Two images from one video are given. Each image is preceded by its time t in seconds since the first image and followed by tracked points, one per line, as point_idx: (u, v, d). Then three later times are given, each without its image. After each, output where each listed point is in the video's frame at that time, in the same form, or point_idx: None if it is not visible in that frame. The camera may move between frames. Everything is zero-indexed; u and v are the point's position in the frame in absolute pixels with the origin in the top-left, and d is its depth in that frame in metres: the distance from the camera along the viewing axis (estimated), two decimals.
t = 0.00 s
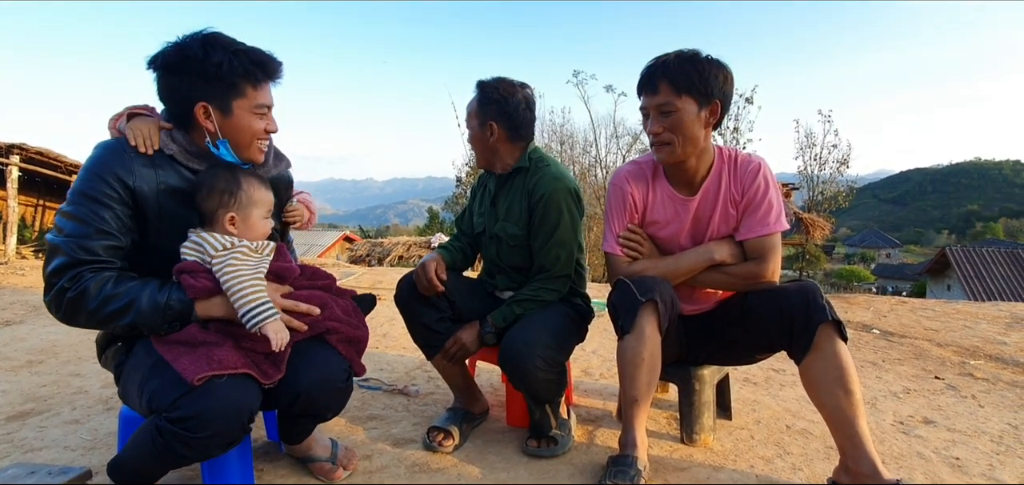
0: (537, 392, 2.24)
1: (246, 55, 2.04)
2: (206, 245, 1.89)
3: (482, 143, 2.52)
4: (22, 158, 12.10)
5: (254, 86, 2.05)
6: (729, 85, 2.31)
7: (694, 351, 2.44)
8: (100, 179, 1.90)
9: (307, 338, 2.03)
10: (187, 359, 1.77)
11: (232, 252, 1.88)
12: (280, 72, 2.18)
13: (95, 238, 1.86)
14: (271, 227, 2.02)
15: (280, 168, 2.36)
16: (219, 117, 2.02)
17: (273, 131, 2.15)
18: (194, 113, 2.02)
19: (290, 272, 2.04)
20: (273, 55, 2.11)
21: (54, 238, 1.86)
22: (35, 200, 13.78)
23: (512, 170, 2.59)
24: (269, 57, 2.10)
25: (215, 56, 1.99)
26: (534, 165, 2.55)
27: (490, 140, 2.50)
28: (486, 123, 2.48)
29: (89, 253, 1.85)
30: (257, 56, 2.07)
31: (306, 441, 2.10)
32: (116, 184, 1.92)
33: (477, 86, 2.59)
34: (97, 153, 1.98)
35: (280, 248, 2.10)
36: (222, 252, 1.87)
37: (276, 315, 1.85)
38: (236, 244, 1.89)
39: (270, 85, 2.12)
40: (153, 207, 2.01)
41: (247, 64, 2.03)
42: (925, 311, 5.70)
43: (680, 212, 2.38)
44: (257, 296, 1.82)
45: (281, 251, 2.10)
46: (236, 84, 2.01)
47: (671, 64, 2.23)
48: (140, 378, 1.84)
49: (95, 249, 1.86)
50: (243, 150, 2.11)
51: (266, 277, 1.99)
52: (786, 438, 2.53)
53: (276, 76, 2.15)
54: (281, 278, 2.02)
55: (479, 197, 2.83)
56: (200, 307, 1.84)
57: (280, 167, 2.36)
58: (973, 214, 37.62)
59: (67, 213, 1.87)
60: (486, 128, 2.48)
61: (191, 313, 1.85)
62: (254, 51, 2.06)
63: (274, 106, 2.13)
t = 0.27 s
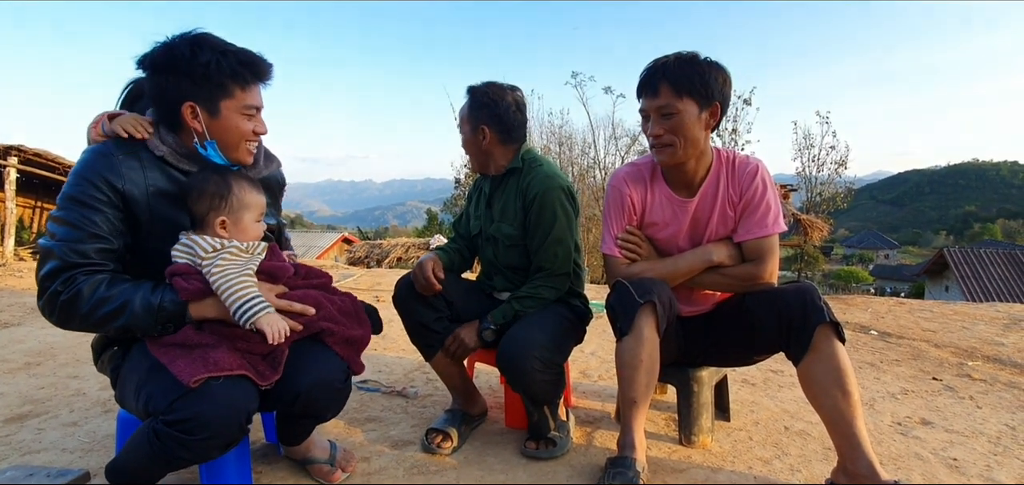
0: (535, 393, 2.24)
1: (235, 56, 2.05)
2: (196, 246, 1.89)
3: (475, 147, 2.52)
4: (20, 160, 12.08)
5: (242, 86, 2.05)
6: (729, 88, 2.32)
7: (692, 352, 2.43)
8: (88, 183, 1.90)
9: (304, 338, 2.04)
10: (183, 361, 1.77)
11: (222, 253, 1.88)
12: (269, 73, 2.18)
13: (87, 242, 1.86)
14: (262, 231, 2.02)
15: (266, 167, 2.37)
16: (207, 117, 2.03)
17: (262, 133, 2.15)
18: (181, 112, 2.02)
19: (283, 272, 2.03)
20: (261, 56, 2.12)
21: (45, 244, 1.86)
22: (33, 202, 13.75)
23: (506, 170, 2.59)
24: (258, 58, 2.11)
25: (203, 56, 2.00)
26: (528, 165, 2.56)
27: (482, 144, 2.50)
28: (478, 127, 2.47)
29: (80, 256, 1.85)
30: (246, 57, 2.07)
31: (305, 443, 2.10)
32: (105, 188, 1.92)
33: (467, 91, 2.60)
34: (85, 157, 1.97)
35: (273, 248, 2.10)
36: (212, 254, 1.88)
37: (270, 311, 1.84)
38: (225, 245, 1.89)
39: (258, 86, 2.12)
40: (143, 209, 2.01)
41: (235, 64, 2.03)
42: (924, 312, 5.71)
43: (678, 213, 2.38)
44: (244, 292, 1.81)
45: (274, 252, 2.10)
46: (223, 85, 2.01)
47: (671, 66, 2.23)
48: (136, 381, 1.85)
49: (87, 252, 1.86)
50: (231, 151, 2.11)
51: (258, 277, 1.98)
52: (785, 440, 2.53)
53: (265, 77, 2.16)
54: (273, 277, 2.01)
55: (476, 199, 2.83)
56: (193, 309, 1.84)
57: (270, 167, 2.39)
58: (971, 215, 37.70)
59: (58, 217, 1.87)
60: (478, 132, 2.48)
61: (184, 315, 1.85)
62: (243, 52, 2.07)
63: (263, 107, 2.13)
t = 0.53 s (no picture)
0: (533, 394, 2.23)
1: (232, 54, 2.05)
2: (196, 248, 1.89)
3: (466, 152, 2.53)
4: (18, 161, 12.06)
5: (240, 85, 2.05)
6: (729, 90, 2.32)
7: (691, 355, 2.43)
8: (89, 181, 1.90)
9: (300, 343, 2.03)
10: (177, 361, 1.77)
11: (219, 256, 1.87)
12: (269, 74, 2.19)
13: (86, 237, 1.86)
14: (267, 236, 2.04)
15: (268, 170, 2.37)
16: (203, 113, 2.03)
17: (260, 133, 2.15)
18: (178, 110, 2.03)
19: (281, 278, 2.03)
20: (261, 57, 2.12)
21: (46, 238, 1.86)
22: (31, 204, 13.74)
23: (498, 173, 2.59)
24: (258, 59, 2.11)
25: (201, 54, 2.01)
26: (518, 168, 2.55)
27: (473, 148, 2.51)
28: (469, 132, 2.48)
29: (79, 251, 1.84)
30: (244, 55, 2.07)
31: (303, 446, 2.10)
32: (106, 186, 1.92)
33: (456, 96, 2.60)
34: (88, 155, 1.98)
35: (274, 254, 2.10)
36: (210, 256, 1.87)
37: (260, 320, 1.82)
38: (223, 249, 1.89)
39: (257, 86, 2.13)
40: (144, 208, 2.01)
41: (233, 62, 2.03)
42: (922, 312, 5.72)
43: (677, 214, 2.39)
44: (238, 298, 1.80)
45: (274, 256, 2.10)
46: (220, 82, 2.01)
47: (673, 68, 2.24)
48: (131, 382, 1.84)
49: (86, 247, 1.85)
50: (228, 150, 2.11)
51: (255, 282, 1.98)
52: (784, 441, 2.53)
53: (265, 77, 2.16)
54: (272, 283, 2.02)
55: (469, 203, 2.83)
56: (187, 310, 1.83)
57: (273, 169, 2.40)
58: (969, 216, 37.76)
59: (59, 213, 1.87)
60: (467, 137, 2.49)
61: (179, 316, 1.84)
62: (241, 51, 2.07)
63: (260, 106, 2.13)
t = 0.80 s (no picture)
0: (531, 398, 2.23)
1: (225, 49, 2.07)
2: (206, 246, 1.90)
3: (458, 156, 2.53)
4: (17, 163, 12.05)
5: (231, 78, 2.07)
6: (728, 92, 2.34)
7: (690, 356, 2.43)
8: (101, 179, 1.91)
9: (301, 342, 2.03)
10: (180, 359, 1.77)
11: (230, 255, 1.89)
12: (268, 73, 2.20)
13: (95, 234, 1.86)
14: (277, 238, 2.06)
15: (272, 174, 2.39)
16: (196, 106, 2.06)
17: (254, 127, 2.15)
18: (174, 105, 2.08)
19: (285, 278, 2.03)
20: (256, 53, 2.13)
21: (55, 234, 1.86)
22: (30, 206, 13.73)
23: (490, 177, 2.60)
24: (252, 56, 2.12)
25: (193, 49, 2.06)
26: (510, 172, 2.55)
27: (464, 152, 2.51)
28: (460, 136, 2.48)
29: (88, 248, 1.84)
30: (237, 50, 2.09)
31: (302, 448, 2.10)
32: (117, 185, 1.93)
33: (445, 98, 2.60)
34: (99, 156, 1.99)
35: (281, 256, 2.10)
36: (220, 255, 1.89)
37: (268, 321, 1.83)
38: (234, 248, 1.91)
39: (253, 82, 2.13)
40: (152, 209, 2.01)
41: (223, 56, 2.05)
42: (921, 313, 5.72)
43: (675, 216, 2.39)
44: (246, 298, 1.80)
45: (281, 257, 2.09)
46: (212, 76, 2.04)
47: (673, 69, 2.24)
48: (133, 382, 1.84)
49: (95, 244, 1.85)
50: (223, 144, 2.12)
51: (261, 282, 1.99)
52: (783, 442, 2.54)
53: (262, 75, 2.17)
54: (275, 283, 2.02)
55: (463, 209, 2.83)
56: (192, 308, 1.83)
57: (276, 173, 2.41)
58: (968, 217, 37.80)
59: (68, 210, 1.87)
60: (459, 141, 2.49)
61: (183, 313, 1.83)
62: (235, 47, 2.09)
63: (254, 101, 2.12)
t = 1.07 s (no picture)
0: (531, 398, 2.24)
1: (226, 52, 2.08)
2: (206, 247, 1.90)
3: (455, 159, 2.53)
4: (16, 165, 12.04)
5: (232, 79, 2.08)
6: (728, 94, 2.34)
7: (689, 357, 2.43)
8: (102, 181, 1.91)
9: (301, 342, 2.04)
10: (180, 361, 1.77)
11: (230, 255, 1.88)
12: (269, 76, 2.21)
13: (96, 236, 1.86)
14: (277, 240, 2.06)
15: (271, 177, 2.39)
16: (197, 107, 2.06)
17: (255, 128, 2.16)
18: (175, 106, 2.08)
19: (285, 278, 2.03)
20: (257, 56, 2.14)
21: (55, 235, 1.86)
22: (29, 208, 13.73)
23: (489, 181, 2.60)
24: (252, 58, 2.13)
25: (194, 51, 2.07)
26: (508, 176, 2.55)
27: (462, 155, 2.51)
28: (459, 139, 2.48)
29: (89, 249, 1.85)
30: (239, 54, 2.10)
31: (302, 450, 2.10)
32: (118, 187, 1.93)
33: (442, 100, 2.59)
34: (100, 157, 1.98)
35: (279, 256, 2.10)
36: (221, 255, 1.88)
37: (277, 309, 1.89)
38: (234, 249, 1.90)
39: (254, 84, 2.14)
40: (153, 211, 2.01)
41: (225, 58, 2.06)
42: (920, 314, 5.73)
43: (675, 217, 2.39)
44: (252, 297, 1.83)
45: (279, 258, 2.10)
46: (213, 77, 2.05)
47: (674, 70, 2.25)
48: (134, 383, 1.84)
49: (96, 246, 1.85)
50: (224, 144, 2.11)
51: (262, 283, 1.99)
52: (783, 443, 2.54)
53: (263, 78, 2.18)
54: (275, 283, 2.01)
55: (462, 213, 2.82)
56: (192, 308, 1.83)
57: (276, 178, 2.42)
58: (967, 217, 37.82)
59: (69, 212, 1.87)
60: (458, 145, 2.49)
61: (184, 314, 1.83)
62: (237, 50, 2.10)
63: (256, 103, 2.13)
